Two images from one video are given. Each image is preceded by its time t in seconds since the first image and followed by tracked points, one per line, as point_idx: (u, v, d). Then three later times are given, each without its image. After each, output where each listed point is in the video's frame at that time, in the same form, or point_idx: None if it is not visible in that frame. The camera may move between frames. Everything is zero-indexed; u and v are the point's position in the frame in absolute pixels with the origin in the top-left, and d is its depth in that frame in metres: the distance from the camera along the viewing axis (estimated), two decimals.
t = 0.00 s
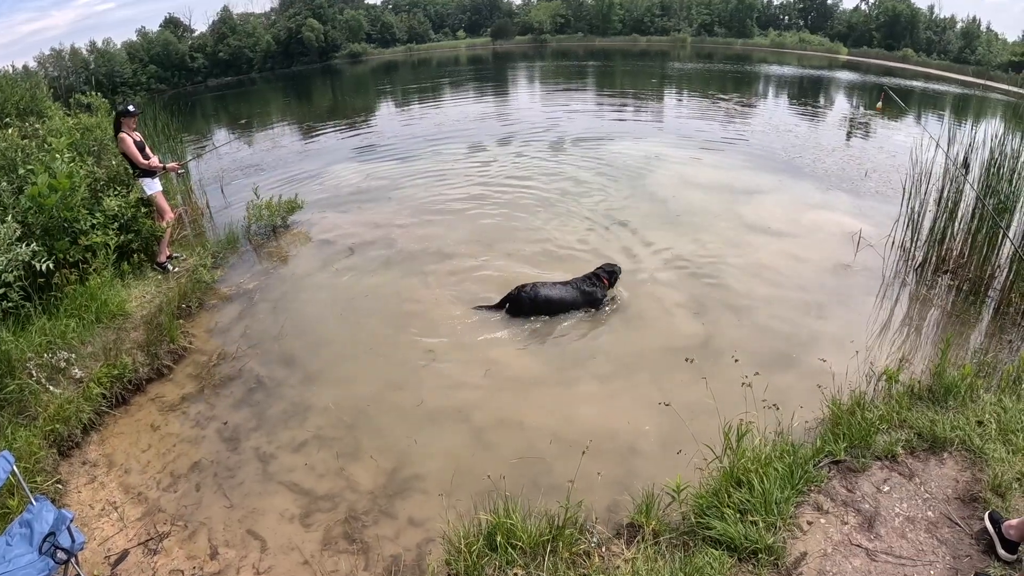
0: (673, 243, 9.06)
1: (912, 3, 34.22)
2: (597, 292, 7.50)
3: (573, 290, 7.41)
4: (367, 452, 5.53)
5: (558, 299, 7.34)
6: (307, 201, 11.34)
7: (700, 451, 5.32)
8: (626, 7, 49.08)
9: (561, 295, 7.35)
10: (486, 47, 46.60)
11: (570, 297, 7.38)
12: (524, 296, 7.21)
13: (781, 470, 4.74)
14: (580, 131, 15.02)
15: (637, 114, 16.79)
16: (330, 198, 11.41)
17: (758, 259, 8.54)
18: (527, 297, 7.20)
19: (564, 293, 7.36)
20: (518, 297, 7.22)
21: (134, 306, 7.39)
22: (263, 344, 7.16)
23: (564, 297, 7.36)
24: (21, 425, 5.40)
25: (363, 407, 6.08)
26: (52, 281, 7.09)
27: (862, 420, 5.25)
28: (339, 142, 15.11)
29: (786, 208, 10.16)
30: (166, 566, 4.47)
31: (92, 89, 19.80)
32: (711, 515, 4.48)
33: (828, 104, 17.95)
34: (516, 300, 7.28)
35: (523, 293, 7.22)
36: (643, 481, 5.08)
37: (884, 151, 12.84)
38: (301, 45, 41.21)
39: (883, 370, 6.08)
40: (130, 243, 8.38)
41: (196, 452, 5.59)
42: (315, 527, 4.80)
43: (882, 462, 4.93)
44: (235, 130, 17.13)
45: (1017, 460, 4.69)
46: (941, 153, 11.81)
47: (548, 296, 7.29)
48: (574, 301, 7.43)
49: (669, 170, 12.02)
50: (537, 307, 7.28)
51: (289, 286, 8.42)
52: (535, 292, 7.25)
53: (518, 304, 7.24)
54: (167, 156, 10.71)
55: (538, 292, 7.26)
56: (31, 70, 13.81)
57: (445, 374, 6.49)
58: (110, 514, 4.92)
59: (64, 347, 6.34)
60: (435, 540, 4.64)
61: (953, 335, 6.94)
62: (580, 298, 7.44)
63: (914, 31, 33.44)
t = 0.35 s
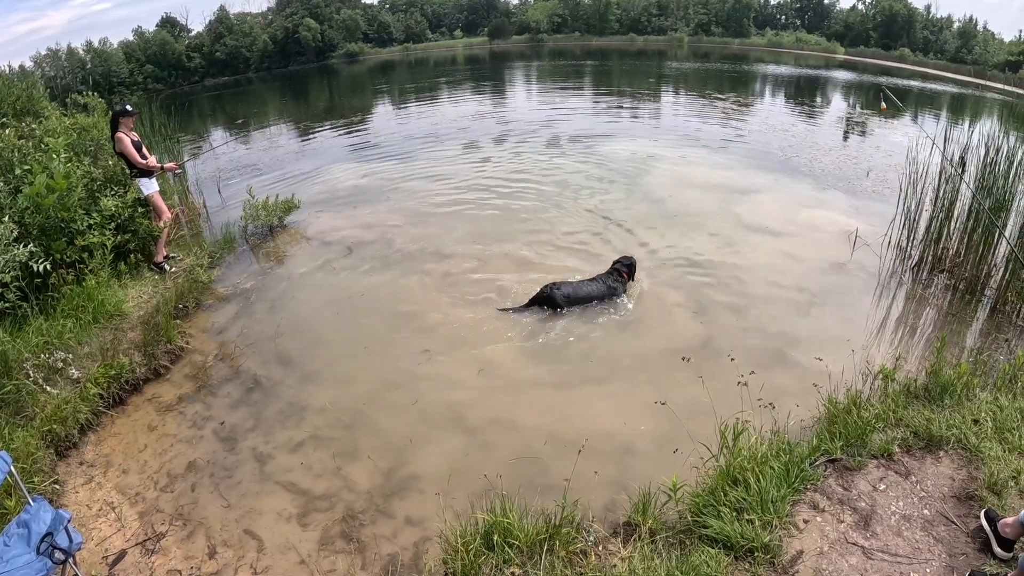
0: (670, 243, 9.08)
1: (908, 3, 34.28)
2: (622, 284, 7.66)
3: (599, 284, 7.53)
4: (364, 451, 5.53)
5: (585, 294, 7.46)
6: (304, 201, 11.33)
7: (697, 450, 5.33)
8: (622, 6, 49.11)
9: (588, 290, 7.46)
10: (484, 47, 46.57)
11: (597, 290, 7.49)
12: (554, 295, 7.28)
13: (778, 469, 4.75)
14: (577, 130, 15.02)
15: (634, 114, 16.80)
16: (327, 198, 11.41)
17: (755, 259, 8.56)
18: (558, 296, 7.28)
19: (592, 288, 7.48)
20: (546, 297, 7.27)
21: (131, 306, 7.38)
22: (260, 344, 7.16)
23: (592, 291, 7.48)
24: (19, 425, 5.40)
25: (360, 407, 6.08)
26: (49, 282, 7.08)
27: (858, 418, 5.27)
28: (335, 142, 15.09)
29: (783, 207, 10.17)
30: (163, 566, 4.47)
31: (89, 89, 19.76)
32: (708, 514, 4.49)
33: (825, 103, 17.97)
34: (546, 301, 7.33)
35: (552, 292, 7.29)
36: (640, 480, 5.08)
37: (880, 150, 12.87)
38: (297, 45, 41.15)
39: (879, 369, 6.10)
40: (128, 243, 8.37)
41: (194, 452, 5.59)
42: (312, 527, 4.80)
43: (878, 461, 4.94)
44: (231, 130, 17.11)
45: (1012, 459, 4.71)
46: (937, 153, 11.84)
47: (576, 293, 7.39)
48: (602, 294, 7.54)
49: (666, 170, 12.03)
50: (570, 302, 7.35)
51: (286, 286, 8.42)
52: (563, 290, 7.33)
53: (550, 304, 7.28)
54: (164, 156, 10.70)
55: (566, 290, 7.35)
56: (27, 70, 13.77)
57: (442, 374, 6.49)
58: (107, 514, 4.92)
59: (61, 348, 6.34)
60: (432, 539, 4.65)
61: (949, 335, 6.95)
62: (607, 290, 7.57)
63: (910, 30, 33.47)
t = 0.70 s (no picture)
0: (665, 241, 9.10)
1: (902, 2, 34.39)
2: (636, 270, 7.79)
3: (615, 272, 7.60)
4: (360, 451, 5.53)
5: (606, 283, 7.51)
6: (299, 200, 11.30)
7: (693, 448, 5.34)
8: (617, 5, 49.17)
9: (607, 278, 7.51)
10: (478, 46, 46.52)
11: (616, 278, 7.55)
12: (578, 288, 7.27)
13: (774, 466, 4.77)
14: (572, 129, 15.02)
15: (629, 113, 16.80)
16: (322, 198, 11.38)
17: (750, 257, 8.57)
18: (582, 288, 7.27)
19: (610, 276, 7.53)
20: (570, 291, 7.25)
21: (126, 306, 7.34)
22: (256, 344, 7.14)
23: (612, 279, 7.52)
24: (14, 426, 5.38)
25: (356, 406, 6.08)
26: (44, 282, 7.05)
27: (854, 416, 5.29)
28: (330, 141, 15.05)
29: (778, 206, 10.19)
30: (161, 566, 4.46)
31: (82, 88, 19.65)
32: (704, 511, 4.51)
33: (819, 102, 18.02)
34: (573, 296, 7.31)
35: (574, 285, 7.28)
36: (637, 478, 5.10)
37: (874, 149, 12.92)
38: (291, 44, 41.02)
39: (874, 366, 6.12)
40: (122, 243, 8.33)
41: (189, 452, 5.58)
42: (309, 526, 4.80)
43: (873, 458, 4.96)
44: (226, 130, 17.04)
45: (1006, 455, 4.74)
46: (931, 152, 11.89)
47: (598, 282, 7.42)
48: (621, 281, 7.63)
49: (661, 169, 12.04)
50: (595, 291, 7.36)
51: (281, 286, 8.39)
52: (584, 282, 7.34)
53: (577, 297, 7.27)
54: (158, 155, 10.66)
55: (587, 281, 7.36)
56: (20, 70, 13.69)
57: (437, 373, 6.49)
58: (103, 515, 4.91)
59: (56, 348, 6.31)
60: (429, 538, 4.65)
61: (943, 332, 6.99)
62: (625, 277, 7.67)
63: (904, 29, 33.55)
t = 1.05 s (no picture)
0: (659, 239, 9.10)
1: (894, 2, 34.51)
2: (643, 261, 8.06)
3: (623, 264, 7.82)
4: (355, 451, 5.51)
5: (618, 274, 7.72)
6: (293, 200, 11.25)
7: (688, 446, 5.35)
8: (610, 5, 49.16)
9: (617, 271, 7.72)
10: (472, 46, 46.46)
11: (628, 269, 7.77)
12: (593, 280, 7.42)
13: (768, 464, 4.78)
14: (566, 128, 15.01)
15: (622, 112, 16.80)
16: (315, 198, 11.34)
17: (744, 256, 8.58)
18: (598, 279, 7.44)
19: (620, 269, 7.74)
20: (586, 284, 7.41)
21: (119, 307, 7.30)
22: (249, 345, 7.11)
23: (623, 272, 7.73)
24: (7, 428, 5.34)
25: (351, 406, 6.06)
26: (36, 283, 7.00)
27: (848, 413, 5.30)
28: (323, 141, 15.00)
29: (772, 204, 10.21)
30: (155, 568, 4.44)
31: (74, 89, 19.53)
32: (700, 509, 4.51)
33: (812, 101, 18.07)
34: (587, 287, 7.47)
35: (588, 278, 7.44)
36: (632, 477, 5.10)
37: (867, 148, 12.96)
38: (284, 44, 40.85)
39: (868, 364, 6.14)
40: (115, 244, 8.28)
41: (183, 454, 5.55)
42: (304, 527, 4.78)
43: (868, 455, 4.98)
44: (218, 130, 16.97)
45: (1000, 452, 4.76)
46: (924, 150, 11.94)
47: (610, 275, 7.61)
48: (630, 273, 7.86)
49: (655, 168, 12.04)
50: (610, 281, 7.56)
51: (275, 286, 8.36)
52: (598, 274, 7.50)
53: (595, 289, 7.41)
54: (151, 155, 10.60)
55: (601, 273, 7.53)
56: (11, 70, 13.59)
57: (432, 373, 6.48)
58: (97, 517, 4.87)
59: (49, 350, 6.27)
60: (425, 538, 4.64)
61: (936, 330, 7.01)
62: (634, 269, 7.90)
63: (897, 28, 33.67)
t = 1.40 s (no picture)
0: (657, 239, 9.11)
1: (890, 2, 34.58)
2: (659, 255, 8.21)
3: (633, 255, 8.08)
4: (352, 452, 5.50)
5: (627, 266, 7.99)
6: (290, 201, 11.23)
7: (686, 447, 5.34)
8: (607, 5, 49.16)
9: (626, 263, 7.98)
10: (469, 46, 46.45)
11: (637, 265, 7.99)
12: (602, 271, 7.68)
13: (766, 464, 4.77)
14: (564, 128, 15.01)
15: (619, 112, 16.81)
16: (313, 198, 11.34)
17: (741, 256, 8.58)
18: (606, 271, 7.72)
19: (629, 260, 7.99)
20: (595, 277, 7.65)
21: (116, 308, 7.27)
22: (246, 346, 7.09)
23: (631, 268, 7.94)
24: (3, 430, 5.31)
25: (348, 407, 6.05)
26: (33, 284, 6.98)
27: (845, 413, 5.30)
28: (320, 142, 14.98)
29: (768, 204, 10.22)
30: (152, 570, 4.42)
31: (70, 90, 19.46)
32: (697, 510, 4.51)
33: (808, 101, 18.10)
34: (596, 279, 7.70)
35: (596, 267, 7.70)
36: (629, 477, 5.09)
37: (864, 147, 12.98)
38: (281, 44, 40.80)
39: (865, 364, 6.14)
40: (111, 245, 8.25)
41: (180, 455, 5.53)
42: (301, 528, 4.77)
43: (865, 455, 4.98)
44: (215, 130, 16.94)
45: (997, 451, 4.77)
46: (921, 150, 11.96)
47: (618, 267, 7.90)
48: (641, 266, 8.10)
49: (652, 168, 12.04)
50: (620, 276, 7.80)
51: (272, 286, 8.35)
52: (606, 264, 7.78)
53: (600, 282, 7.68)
54: (148, 157, 10.58)
55: (610, 263, 7.81)
56: (7, 71, 13.55)
57: (429, 373, 6.47)
58: (94, 519, 4.85)
59: (46, 352, 6.25)
60: (422, 539, 4.63)
61: (933, 329, 7.01)
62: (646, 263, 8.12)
63: (893, 28, 33.73)
